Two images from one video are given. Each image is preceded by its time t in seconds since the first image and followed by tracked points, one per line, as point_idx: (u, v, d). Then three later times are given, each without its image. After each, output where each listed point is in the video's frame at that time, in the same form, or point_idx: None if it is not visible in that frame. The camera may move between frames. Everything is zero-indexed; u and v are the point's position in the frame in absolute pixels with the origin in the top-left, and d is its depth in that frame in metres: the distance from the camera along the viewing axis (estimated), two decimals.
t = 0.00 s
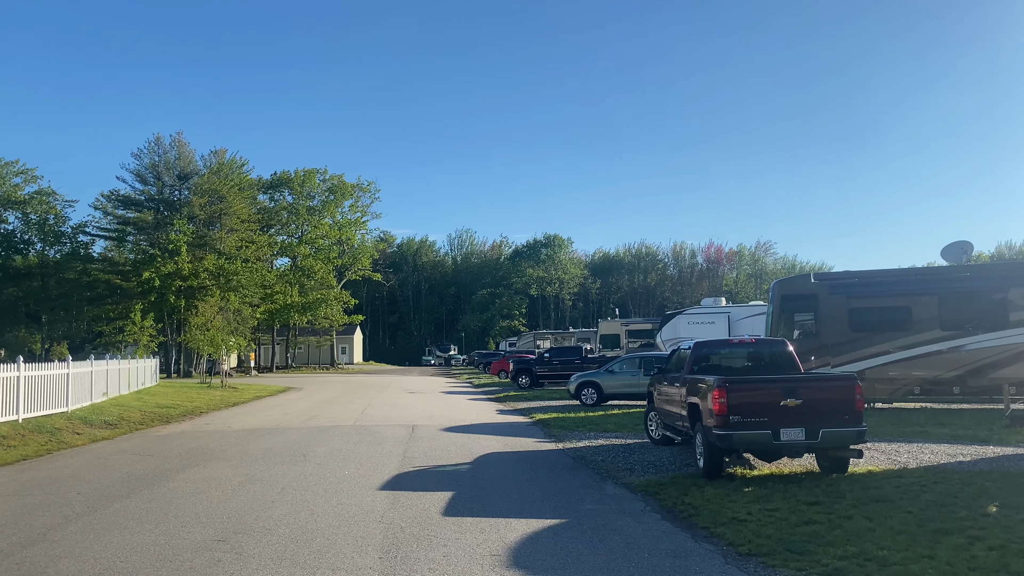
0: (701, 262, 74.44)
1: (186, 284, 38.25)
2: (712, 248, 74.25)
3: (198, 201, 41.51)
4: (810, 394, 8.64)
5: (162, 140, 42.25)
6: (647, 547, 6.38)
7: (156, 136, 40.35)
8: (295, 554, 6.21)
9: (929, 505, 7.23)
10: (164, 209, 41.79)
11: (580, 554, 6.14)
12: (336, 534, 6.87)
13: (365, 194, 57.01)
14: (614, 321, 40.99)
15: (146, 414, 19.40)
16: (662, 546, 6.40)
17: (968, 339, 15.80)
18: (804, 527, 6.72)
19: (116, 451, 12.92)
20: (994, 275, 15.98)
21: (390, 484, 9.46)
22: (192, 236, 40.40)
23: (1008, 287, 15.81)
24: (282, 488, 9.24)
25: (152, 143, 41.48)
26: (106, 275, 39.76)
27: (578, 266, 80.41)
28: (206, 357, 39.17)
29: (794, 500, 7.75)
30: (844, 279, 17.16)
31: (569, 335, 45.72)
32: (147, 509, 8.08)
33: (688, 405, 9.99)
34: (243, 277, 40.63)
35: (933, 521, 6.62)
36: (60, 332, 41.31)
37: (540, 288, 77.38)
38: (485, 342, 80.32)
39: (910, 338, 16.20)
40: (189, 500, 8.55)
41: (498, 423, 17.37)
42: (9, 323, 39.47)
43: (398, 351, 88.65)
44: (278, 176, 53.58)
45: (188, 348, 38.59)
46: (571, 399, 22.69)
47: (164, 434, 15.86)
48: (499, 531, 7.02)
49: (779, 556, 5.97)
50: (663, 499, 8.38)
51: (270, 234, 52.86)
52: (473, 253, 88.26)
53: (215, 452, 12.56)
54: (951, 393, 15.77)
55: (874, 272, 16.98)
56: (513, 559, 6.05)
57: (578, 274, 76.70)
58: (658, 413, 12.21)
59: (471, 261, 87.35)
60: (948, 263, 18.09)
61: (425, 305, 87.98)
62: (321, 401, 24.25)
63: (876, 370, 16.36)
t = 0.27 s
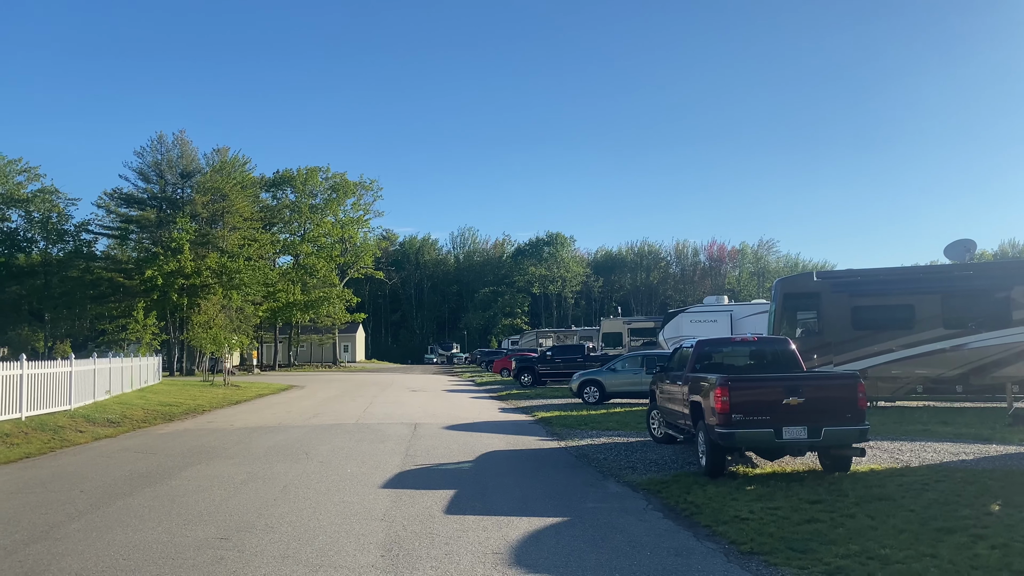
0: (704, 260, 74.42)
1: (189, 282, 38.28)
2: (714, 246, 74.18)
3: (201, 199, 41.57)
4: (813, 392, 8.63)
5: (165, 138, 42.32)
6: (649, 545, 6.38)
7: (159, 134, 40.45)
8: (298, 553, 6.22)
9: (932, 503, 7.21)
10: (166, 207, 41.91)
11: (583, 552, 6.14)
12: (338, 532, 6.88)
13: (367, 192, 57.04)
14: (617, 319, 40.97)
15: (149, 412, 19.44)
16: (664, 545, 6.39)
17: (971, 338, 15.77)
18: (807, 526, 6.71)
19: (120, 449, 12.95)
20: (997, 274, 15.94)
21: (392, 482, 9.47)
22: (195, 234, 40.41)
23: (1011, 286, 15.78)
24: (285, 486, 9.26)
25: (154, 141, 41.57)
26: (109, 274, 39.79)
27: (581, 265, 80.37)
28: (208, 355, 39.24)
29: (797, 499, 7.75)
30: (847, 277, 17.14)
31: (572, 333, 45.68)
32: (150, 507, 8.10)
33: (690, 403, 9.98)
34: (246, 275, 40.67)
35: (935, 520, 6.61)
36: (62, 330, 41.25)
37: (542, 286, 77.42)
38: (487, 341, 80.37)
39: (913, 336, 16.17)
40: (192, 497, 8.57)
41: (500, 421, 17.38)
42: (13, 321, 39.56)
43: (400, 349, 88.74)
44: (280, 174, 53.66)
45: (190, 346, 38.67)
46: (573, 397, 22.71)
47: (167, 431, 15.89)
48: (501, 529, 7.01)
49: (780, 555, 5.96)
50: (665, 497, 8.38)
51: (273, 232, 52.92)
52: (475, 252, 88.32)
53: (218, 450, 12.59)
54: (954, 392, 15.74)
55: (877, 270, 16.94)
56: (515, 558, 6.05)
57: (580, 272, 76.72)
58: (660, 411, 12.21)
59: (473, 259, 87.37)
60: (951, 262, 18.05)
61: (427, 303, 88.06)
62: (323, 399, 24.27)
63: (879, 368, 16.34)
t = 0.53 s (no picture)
0: (707, 258, 74.34)
1: (192, 281, 38.13)
2: (717, 244, 74.10)
3: (204, 197, 41.60)
4: (816, 391, 8.61)
5: (167, 137, 42.36)
6: (652, 544, 6.38)
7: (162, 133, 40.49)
8: (301, 551, 6.22)
9: (935, 502, 7.20)
10: (169, 205, 41.95)
11: (586, 551, 6.13)
12: (341, 531, 6.89)
13: (370, 190, 57.04)
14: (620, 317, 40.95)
15: (153, 410, 19.48)
16: (667, 543, 6.39)
17: (975, 336, 15.73)
18: (810, 524, 6.70)
19: (123, 448, 12.98)
20: (1002, 272, 15.90)
21: (395, 481, 9.48)
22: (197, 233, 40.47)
23: (1015, 284, 15.72)
24: (288, 484, 9.27)
25: (157, 139, 41.61)
26: (112, 272, 39.83)
27: (584, 263, 80.32)
28: (211, 353, 39.31)
29: (800, 497, 7.74)
30: (851, 276, 17.10)
31: (574, 332, 45.67)
32: (153, 505, 8.12)
33: (693, 402, 9.98)
34: (248, 274, 40.68)
35: (939, 518, 6.59)
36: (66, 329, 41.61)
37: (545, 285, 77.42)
38: (490, 339, 80.39)
39: (917, 334, 16.14)
40: (195, 496, 8.58)
41: (503, 420, 17.39)
42: (16, 320, 40.49)
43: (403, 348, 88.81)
44: (283, 173, 53.69)
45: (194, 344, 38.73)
46: (576, 396, 22.71)
47: (170, 430, 15.92)
48: (504, 527, 7.02)
49: (783, 553, 5.96)
50: (668, 496, 8.37)
51: (276, 231, 52.99)
52: (478, 250, 88.33)
53: (221, 448, 12.61)
54: (958, 390, 15.70)
55: (881, 269, 16.90)
56: (518, 556, 6.05)
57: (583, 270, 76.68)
58: (663, 410, 12.20)
59: (476, 258, 87.39)
60: (955, 260, 17.99)
61: (430, 301, 88.13)
62: (326, 398, 24.31)
63: (883, 367, 16.30)
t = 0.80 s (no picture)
0: (710, 257, 74.35)
1: (196, 280, 38.39)
2: (721, 243, 74.06)
3: (207, 197, 41.65)
4: (820, 389, 8.60)
5: (171, 136, 42.40)
6: (657, 543, 6.38)
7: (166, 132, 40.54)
8: (306, 549, 6.23)
9: (939, 501, 7.19)
10: (173, 205, 41.96)
11: (589, 549, 6.14)
12: (345, 529, 6.90)
13: (373, 189, 57.09)
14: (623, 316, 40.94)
15: (157, 409, 19.52)
16: (671, 542, 6.39)
17: (979, 335, 15.70)
18: (813, 523, 6.70)
19: (127, 446, 13.01)
20: (1006, 271, 15.86)
21: (399, 479, 9.50)
22: (201, 232, 40.53)
23: (1020, 283, 15.69)
24: (292, 483, 9.29)
25: (161, 139, 41.65)
26: (116, 272, 39.90)
27: (587, 262, 80.30)
28: (215, 352, 39.38)
29: (803, 496, 7.74)
30: (855, 275, 17.08)
31: (577, 331, 45.68)
32: (158, 504, 8.13)
33: (697, 401, 9.97)
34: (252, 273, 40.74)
35: (943, 517, 6.59)
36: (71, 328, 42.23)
37: (548, 284, 77.36)
38: (493, 338, 80.40)
39: (921, 333, 16.10)
40: (200, 494, 8.60)
41: (506, 419, 17.40)
42: (20, 319, 41.19)
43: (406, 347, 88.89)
44: (286, 172, 53.73)
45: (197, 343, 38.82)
46: (579, 394, 22.71)
47: (174, 429, 15.95)
48: (508, 526, 7.02)
49: (787, 552, 5.96)
50: (671, 495, 8.36)
51: (280, 230, 53.06)
52: (481, 249, 88.37)
53: (225, 447, 12.64)
54: (962, 389, 15.68)
55: (885, 268, 16.88)
56: (522, 555, 6.05)
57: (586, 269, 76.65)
58: (666, 409, 12.20)
59: (479, 257, 87.40)
60: (959, 258, 17.96)
61: (433, 301, 88.21)
62: (329, 397, 24.35)
63: (886, 366, 16.26)
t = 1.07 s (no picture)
0: (715, 256, 74.26)
1: (201, 279, 38.49)
2: (726, 242, 73.98)
3: (212, 196, 41.75)
4: (826, 388, 8.58)
5: (176, 135, 42.53)
6: (662, 542, 6.37)
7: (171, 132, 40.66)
8: (312, 548, 6.25)
9: (945, 500, 7.17)
10: (178, 204, 42.06)
11: (594, 548, 6.15)
12: (350, 528, 6.92)
13: (378, 189, 57.19)
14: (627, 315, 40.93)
15: (162, 408, 19.60)
16: (677, 541, 6.39)
17: (985, 334, 15.64)
18: (819, 522, 6.68)
19: (133, 445, 13.07)
20: (1012, 270, 15.80)
21: (404, 478, 9.52)
22: (206, 232, 40.66)
23: None
24: (298, 481, 9.31)
25: (166, 138, 41.78)
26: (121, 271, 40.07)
27: (591, 261, 80.28)
28: (220, 351, 39.51)
29: (809, 495, 7.72)
30: (860, 274, 17.05)
31: (582, 330, 45.68)
32: (164, 502, 8.17)
33: (702, 400, 9.96)
34: (257, 272, 40.88)
35: (949, 517, 6.56)
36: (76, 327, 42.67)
37: (552, 282, 77.34)
38: (497, 337, 80.44)
39: (927, 332, 16.04)
40: (205, 493, 8.63)
41: (511, 418, 17.40)
42: (25, 319, 41.72)
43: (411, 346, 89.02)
44: (291, 172, 53.84)
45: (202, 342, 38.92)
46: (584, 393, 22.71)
47: (179, 427, 15.99)
48: (514, 525, 7.03)
49: (793, 551, 5.95)
50: (676, 494, 8.36)
51: (285, 229, 53.18)
52: (485, 248, 88.46)
53: (230, 446, 12.67)
54: (968, 388, 15.61)
55: (890, 267, 16.84)
56: (527, 554, 6.05)
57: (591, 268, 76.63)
58: (671, 408, 12.19)
59: (483, 256, 87.45)
60: (964, 257, 17.90)
61: (437, 300, 88.31)
62: (334, 396, 24.39)
63: (892, 364, 16.20)
